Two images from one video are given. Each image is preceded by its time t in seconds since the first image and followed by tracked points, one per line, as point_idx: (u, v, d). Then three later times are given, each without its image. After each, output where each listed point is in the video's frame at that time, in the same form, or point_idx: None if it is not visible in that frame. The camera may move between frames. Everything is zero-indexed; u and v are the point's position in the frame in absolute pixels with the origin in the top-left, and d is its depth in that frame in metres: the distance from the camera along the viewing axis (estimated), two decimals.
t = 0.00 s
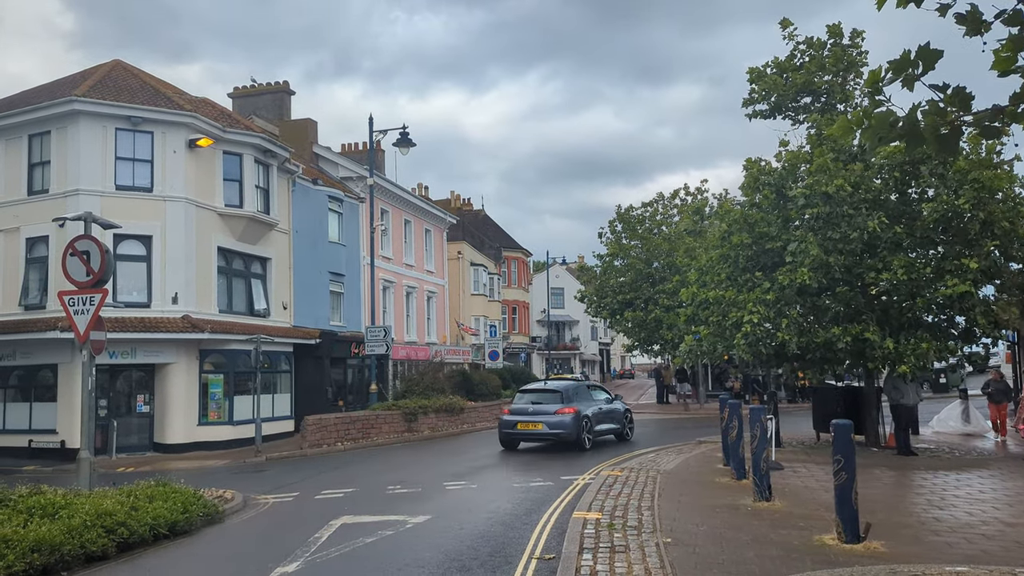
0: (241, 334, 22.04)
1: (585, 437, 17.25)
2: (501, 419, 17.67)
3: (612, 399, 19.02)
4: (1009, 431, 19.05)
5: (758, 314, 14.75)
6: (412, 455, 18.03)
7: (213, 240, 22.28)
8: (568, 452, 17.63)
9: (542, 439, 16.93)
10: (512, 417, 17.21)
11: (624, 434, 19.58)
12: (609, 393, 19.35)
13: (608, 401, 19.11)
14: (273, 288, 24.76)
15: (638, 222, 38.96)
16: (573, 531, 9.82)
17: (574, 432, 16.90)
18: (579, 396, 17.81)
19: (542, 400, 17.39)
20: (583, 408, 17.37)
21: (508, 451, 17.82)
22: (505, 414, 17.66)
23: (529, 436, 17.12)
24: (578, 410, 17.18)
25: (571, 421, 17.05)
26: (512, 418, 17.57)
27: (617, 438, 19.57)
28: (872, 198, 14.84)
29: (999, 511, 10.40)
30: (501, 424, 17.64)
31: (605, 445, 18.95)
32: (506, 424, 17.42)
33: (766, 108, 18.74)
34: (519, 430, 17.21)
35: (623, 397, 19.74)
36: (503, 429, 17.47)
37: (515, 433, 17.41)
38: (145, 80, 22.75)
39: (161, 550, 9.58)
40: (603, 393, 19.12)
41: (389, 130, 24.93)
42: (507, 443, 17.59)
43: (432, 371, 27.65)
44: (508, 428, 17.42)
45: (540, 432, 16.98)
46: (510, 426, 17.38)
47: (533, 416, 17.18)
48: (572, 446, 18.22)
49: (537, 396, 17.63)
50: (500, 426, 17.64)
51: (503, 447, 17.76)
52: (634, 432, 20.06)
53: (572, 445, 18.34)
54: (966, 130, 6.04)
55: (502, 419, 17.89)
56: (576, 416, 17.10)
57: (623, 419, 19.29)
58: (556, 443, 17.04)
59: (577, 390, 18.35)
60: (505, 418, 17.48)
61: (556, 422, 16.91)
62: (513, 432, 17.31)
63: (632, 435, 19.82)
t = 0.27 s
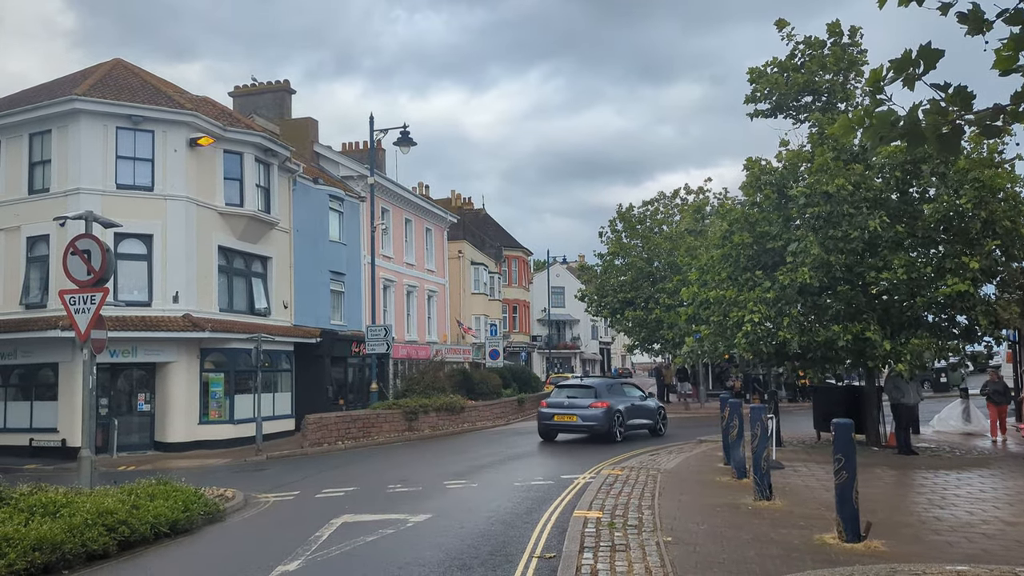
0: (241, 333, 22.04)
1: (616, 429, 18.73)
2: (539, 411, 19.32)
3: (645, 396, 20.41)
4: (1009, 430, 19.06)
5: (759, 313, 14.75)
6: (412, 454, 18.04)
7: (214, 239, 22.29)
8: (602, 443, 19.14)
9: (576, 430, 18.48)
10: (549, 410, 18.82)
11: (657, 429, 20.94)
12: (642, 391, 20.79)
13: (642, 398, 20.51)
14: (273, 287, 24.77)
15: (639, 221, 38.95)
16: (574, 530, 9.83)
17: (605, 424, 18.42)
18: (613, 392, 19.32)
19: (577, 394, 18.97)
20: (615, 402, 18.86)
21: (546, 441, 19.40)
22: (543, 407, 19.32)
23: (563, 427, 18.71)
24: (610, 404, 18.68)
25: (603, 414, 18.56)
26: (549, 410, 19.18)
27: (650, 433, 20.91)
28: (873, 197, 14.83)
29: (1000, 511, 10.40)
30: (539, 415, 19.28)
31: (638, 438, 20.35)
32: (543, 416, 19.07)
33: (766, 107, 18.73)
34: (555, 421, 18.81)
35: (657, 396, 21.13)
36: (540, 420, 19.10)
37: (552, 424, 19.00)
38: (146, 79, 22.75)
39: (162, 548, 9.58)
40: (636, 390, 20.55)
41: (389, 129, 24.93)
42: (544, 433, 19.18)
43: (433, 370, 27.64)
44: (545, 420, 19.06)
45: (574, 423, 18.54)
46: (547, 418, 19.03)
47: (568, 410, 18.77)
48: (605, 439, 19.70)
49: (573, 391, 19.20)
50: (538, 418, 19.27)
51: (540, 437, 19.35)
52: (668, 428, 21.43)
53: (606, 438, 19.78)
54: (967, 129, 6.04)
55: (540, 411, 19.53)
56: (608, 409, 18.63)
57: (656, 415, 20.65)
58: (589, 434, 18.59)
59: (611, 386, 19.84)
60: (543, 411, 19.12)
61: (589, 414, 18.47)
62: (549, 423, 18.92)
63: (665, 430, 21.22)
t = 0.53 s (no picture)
0: (241, 330, 22.04)
1: (648, 422, 20.05)
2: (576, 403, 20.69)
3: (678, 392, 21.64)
4: (1009, 427, 19.09)
5: (759, 310, 14.76)
6: (412, 451, 18.04)
7: (214, 236, 22.28)
8: (635, 434, 20.48)
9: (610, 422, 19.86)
10: (586, 403, 20.24)
11: (691, 423, 22.08)
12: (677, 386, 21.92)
13: (675, 393, 21.66)
14: (273, 283, 24.78)
15: (639, 218, 38.96)
16: (574, 527, 9.84)
17: (637, 417, 19.76)
18: (646, 388, 20.57)
19: (612, 389, 20.31)
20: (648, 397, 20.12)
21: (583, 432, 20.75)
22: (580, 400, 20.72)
23: (598, 420, 20.10)
24: (642, 399, 19.98)
25: (635, 408, 19.89)
26: (586, 404, 20.55)
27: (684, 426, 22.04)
28: (874, 194, 14.83)
29: (999, 507, 10.41)
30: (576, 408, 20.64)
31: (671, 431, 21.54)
32: (579, 408, 20.44)
33: (766, 104, 18.72)
34: (591, 413, 20.17)
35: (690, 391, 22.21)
36: (577, 412, 20.51)
37: (588, 416, 20.36)
38: (145, 75, 22.73)
39: (162, 545, 9.58)
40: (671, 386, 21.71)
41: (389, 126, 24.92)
42: (582, 425, 20.59)
43: (433, 367, 27.62)
44: (582, 412, 20.45)
45: (609, 416, 19.92)
46: (583, 410, 20.43)
47: (603, 403, 20.14)
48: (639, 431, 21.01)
49: (608, 386, 20.52)
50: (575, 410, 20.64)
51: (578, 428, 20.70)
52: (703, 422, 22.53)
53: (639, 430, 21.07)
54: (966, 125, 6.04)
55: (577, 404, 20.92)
56: (640, 404, 19.92)
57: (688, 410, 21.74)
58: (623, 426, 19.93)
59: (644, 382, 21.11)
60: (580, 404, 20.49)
61: (623, 408, 19.82)
62: (586, 415, 20.30)
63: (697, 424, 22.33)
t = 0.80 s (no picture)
0: (241, 325, 22.03)
1: (680, 414, 21.18)
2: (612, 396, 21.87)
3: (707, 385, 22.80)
4: (1009, 423, 19.13)
5: (759, 306, 14.75)
6: (412, 445, 18.05)
7: (214, 230, 22.27)
8: (668, 426, 21.60)
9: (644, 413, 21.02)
10: (621, 395, 21.42)
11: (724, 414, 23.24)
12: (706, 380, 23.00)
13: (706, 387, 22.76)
14: (273, 278, 24.77)
15: (639, 213, 38.95)
16: (573, 522, 9.85)
17: (668, 409, 20.89)
18: (679, 382, 21.74)
19: (646, 382, 21.51)
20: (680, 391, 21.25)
21: (619, 423, 21.93)
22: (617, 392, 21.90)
23: (633, 411, 21.25)
24: (674, 392, 21.14)
25: (668, 401, 21.06)
26: (622, 396, 21.74)
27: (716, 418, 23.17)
28: (874, 189, 14.82)
29: (998, 502, 10.42)
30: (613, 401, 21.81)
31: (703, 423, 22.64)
32: (616, 401, 21.65)
33: (767, 99, 18.70)
34: (626, 405, 21.34)
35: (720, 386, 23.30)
36: (613, 405, 21.68)
37: (623, 408, 21.56)
38: (145, 70, 22.70)
39: (162, 539, 9.59)
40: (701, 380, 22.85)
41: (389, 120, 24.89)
42: (617, 416, 21.78)
43: (433, 362, 27.61)
44: (617, 404, 21.65)
45: (643, 408, 21.08)
46: (619, 402, 21.62)
47: (638, 395, 21.29)
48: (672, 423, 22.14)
49: (642, 380, 21.69)
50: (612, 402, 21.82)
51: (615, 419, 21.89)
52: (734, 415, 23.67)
53: (673, 422, 22.22)
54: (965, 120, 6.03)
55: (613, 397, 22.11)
56: (672, 396, 21.09)
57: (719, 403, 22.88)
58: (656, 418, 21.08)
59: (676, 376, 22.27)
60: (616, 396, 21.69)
61: (656, 400, 20.97)
62: (621, 407, 21.46)
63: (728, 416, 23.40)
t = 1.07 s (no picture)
0: (241, 319, 22.03)
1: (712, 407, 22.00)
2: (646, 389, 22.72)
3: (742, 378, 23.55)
4: (1008, 418, 19.17)
5: (759, 300, 14.75)
6: (412, 439, 18.06)
7: (213, 225, 22.26)
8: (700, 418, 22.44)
9: (677, 406, 21.85)
10: (655, 388, 22.29)
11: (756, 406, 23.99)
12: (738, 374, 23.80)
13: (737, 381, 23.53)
14: (273, 273, 24.77)
15: (639, 208, 38.95)
16: (573, 516, 9.86)
17: (700, 402, 21.71)
18: (711, 375, 22.56)
19: (678, 376, 22.36)
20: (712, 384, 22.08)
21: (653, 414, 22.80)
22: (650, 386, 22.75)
23: (666, 403, 22.16)
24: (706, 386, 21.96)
25: (700, 394, 21.88)
26: (655, 389, 22.60)
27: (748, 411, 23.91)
28: (874, 184, 14.82)
29: (997, 497, 10.44)
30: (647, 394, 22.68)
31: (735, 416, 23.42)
32: (650, 394, 22.52)
33: (767, 93, 18.67)
34: (660, 398, 22.19)
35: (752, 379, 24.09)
36: (647, 397, 22.55)
37: (657, 400, 22.40)
38: (145, 63, 22.67)
39: (162, 532, 9.60)
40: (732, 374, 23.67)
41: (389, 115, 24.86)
42: (651, 408, 22.63)
43: (433, 356, 27.60)
44: (651, 396, 22.51)
45: (675, 400, 21.93)
46: (653, 395, 22.47)
47: (671, 388, 22.16)
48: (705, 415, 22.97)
49: (675, 373, 22.54)
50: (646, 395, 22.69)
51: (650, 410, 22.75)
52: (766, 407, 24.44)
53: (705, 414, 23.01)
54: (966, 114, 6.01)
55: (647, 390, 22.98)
56: (704, 390, 21.92)
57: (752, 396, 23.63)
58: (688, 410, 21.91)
59: (709, 370, 23.09)
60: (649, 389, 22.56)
61: (688, 393, 21.81)
62: (655, 399, 22.33)
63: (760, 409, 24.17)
